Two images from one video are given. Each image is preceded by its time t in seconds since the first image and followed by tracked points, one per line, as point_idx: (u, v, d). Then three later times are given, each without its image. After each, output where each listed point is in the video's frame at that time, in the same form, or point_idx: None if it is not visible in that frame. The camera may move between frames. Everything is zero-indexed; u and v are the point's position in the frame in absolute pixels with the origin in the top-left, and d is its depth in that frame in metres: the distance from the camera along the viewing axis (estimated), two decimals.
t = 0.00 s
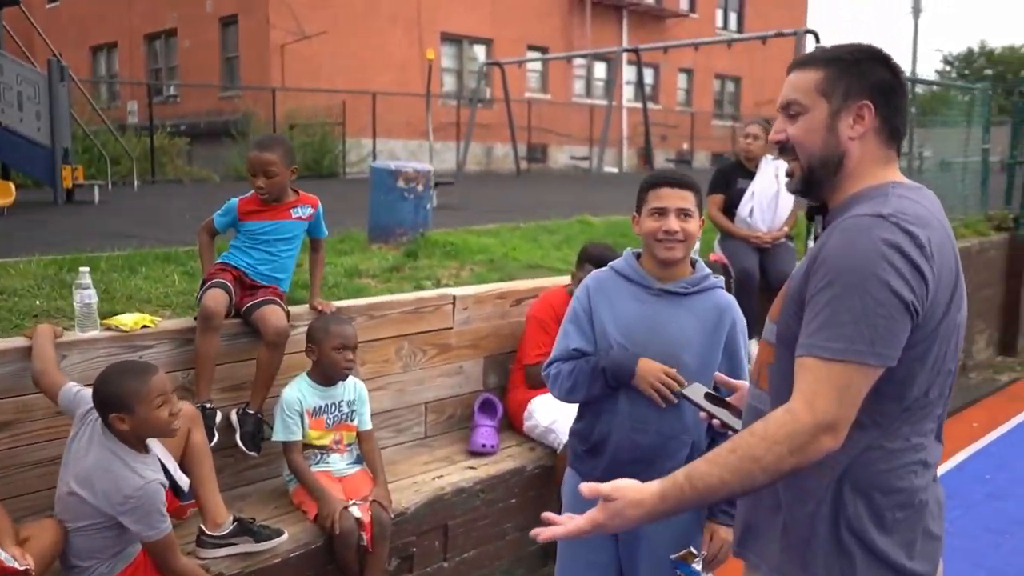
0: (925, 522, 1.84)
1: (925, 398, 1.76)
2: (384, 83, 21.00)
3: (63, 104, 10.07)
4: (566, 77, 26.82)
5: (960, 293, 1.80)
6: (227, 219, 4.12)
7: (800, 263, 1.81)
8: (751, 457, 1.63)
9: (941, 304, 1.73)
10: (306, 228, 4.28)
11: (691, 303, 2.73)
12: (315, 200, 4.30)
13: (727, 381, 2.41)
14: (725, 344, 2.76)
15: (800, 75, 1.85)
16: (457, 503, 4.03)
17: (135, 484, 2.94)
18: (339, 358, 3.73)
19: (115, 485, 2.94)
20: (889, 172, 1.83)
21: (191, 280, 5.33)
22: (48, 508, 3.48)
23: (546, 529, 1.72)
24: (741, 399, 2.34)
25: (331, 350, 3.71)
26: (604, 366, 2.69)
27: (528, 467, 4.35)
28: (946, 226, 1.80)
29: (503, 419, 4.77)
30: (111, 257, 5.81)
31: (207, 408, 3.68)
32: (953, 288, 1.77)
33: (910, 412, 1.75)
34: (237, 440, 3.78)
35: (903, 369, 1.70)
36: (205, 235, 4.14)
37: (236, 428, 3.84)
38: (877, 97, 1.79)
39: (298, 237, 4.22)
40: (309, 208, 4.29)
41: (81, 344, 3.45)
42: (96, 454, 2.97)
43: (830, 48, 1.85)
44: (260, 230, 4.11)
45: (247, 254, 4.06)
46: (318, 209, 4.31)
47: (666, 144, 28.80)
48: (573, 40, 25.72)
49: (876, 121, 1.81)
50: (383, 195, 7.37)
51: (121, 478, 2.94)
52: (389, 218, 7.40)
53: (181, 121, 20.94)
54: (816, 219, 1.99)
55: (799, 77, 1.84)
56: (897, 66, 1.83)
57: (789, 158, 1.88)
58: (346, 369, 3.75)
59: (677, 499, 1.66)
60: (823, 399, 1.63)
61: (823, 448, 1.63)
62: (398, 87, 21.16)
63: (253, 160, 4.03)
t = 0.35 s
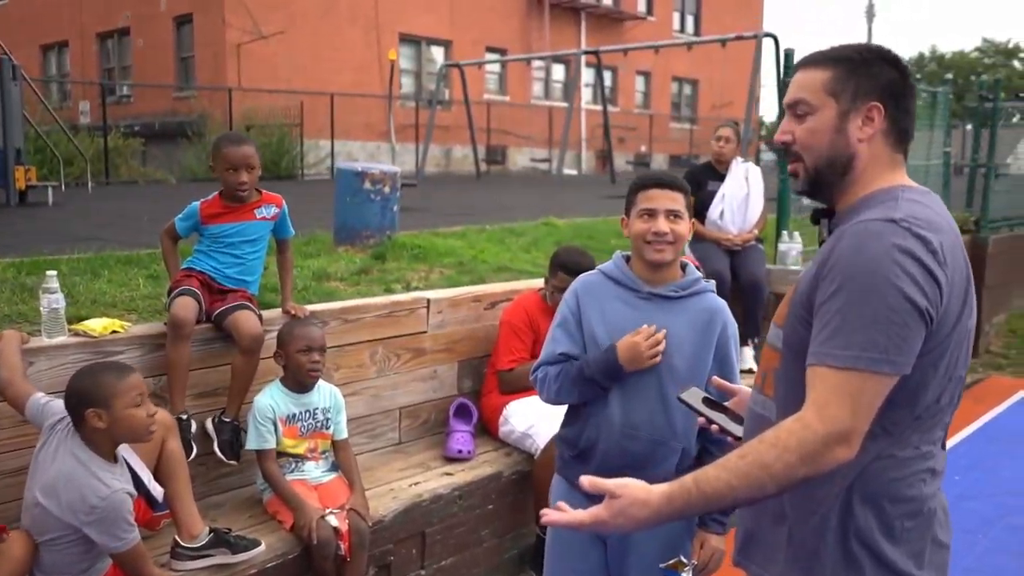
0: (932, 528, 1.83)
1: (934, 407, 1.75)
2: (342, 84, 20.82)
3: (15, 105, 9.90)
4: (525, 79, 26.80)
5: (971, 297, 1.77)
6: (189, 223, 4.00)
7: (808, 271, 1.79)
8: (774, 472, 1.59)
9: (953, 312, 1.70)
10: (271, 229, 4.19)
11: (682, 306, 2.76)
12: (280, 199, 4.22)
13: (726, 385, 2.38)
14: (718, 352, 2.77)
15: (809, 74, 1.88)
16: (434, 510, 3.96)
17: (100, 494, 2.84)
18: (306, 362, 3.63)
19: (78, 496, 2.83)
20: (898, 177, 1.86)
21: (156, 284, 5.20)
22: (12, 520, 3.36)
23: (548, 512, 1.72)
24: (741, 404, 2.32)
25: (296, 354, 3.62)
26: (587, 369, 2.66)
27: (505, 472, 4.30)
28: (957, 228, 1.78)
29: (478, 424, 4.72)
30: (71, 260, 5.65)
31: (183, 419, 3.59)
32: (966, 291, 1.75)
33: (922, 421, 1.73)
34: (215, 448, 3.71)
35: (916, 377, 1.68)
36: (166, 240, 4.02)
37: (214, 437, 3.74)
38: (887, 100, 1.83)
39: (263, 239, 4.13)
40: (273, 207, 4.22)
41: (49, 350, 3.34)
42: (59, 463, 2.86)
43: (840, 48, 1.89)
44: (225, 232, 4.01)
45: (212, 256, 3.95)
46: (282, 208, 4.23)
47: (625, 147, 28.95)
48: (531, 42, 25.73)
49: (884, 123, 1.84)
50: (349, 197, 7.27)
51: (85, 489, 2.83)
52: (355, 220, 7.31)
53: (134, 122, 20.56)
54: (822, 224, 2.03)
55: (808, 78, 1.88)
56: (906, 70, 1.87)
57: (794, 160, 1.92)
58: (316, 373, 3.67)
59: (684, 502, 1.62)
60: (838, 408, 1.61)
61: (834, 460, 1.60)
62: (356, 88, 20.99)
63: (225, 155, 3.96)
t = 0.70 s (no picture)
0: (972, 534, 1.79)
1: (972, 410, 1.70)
2: (324, 83, 20.63)
3: None
4: (509, 79, 26.68)
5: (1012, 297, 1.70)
6: (166, 222, 3.83)
7: (838, 267, 1.71)
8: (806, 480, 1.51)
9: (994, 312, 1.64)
10: (251, 223, 4.06)
11: (690, 306, 2.70)
12: (258, 192, 4.10)
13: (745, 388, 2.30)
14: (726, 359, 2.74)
15: (840, 59, 1.83)
16: (427, 515, 3.85)
17: (110, 493, 2.80)
18: (294, 362, 3.51)
19: (86, 492, 2.78)
20: (929, 168, 1.80)
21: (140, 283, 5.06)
22: None
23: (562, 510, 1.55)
24: (764, 410, 2.24)
25: (282, 355, 3.50)
26: (592, 376, 2.63)
27: (499, 476, 4.19)
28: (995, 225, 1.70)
29: (470, 426, 4.60)
30: (52, 258, 5.51)
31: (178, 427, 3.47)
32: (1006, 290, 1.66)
33: (959, 425, 1.70)
34: (211, 451, 3.56)
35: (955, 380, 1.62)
36: (141, 239, 3.85)
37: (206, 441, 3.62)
38: (919, 90, 1.77)
39: (244, 234, 4.00)
40: (252, 201, 4.09)
41: (32, 350, 3.24)
42: (67, 457, 2.81)
43: (873, 32, 1.83)
44: (204, 229, 3.87)
45: (192, 254, 3.82)
46: (262, 202, 4.11)
47: (609, 147, 28.93)
48: (514, 42, 25.63)
49: (915, 112, 1.78)
50: (335, 195, 7.14)
51: (93, 487, 2.79)
52: (342, 218, 7.19)
53: (115, 120, 20.33)
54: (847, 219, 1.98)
55: (839, 60, 1.82)
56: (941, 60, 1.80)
57: (816, 148, 1.85)
58: (304, 374, 3.54)
59: (701, 498, 1.54)
60: (869, 408, 1.51)
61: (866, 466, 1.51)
62: (338, 87, 20.82)
63: (206, 144, 3.82)
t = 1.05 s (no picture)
0: None
1: None
2: (317, 80, 20.43)
3: None
4: (503, 76, 26.50)
5: None
6: (145, 224, 3.68)
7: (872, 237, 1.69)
8: (723, 394, 1.49)
9: None
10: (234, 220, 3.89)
11: (708, 308, 2.64)
12: (240, 187, 3.92)
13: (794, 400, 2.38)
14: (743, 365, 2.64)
15: (884, 44, 1.71)
16: (425, 527, 3.69)
17: (118, 474, 2.67)
18: (285, 372, 3.34)
19: (93, 473, 2.65)
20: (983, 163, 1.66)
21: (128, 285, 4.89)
22: None
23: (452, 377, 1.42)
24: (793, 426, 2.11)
25: (273, 363, 3.34)
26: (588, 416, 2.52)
27: (499, 485, 4.04)
28: None
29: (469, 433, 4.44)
30: (38, 258, 5.33)
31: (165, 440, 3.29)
32: None
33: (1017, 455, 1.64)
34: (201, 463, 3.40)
35: (997, 399, 1.60)
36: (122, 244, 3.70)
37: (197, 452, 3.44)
38: (970, 79, 1.63)
39: (227, 232, 3.83)
40: (234, 196, 3.91)
41: (13, 357, 3.07)
42: (70, 440, 2.68)
43: (920, 15, 1.72)
44: (186, 229, 3.70)
45: (176, 256, 3.66)
46: (244, 197, 3.92)
47: (603, 144, 28.79)
48: (508, 39, 25.46)
49: (965, 103, 1.64)
50: (330, 193, 6.97)
51: (99, 467, 2.66)
52: (335, 216, 7.02)
53: (106, 118, 20.12)
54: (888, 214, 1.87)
55: (881, 47, 1.70)
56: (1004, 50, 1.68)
57: (857, 140, 1.73)
58: (296, 383, 3.38)
59: (595, 386, 1.49)
60: (804, 354, 1.47)
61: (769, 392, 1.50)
62: (331, 84, 20.62)
63: (180, 138, 3.66)
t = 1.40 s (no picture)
0: None
1: None
2: (309, 79, 20.28)
3: None
4: (495, 75, 26.36)
5: None
6: (116, 223, 3.54)
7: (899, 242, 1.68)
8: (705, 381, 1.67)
9: None
10: (206, 223, 3.70)
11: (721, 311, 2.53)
12: (213, 190, 3.74)
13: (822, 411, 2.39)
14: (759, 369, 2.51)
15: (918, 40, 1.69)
16: (421, 538, 3.57)
17: (123, 411, 2.48)
18: (273, 387, 3.20)
19: (101, 421, 2.46)
20: (983, 157, 1.59)
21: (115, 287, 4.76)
22: None
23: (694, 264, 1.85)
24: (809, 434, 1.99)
25: (261, 377, 3.20)
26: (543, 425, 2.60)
27: (497, 493, 3.92)
28: None
29: (465, 439, 4.33)
30: (24, 259, 5.21)
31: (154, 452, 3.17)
32: None
33: None
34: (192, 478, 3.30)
35: (994, 428, 1.52)
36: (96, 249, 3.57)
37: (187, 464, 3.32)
38: (971, 70, 1.58)
39: (198, 235, 3.65)
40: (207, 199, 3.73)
41: None
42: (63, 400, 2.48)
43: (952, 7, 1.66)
44: (159, 234, 3.55)
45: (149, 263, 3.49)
46: (217, 199, 3.75)
47: (596, 143, 28.68)
48: (501, 37, 25.32)
49: (963, 92, 1.59)
50: (322, 193, 6.84)
51: (107, 414, 2.46)
52: (327, 216, 6.89)
53: (97, 117, 19.94)
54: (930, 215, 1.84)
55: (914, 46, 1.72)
56: None
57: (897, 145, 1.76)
58: (286, 396, 3.24)
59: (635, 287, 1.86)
60: (768, 359, 1.58)
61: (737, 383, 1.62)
62: (322, 83, 20.46)
63: (157, 131, 3.51)
